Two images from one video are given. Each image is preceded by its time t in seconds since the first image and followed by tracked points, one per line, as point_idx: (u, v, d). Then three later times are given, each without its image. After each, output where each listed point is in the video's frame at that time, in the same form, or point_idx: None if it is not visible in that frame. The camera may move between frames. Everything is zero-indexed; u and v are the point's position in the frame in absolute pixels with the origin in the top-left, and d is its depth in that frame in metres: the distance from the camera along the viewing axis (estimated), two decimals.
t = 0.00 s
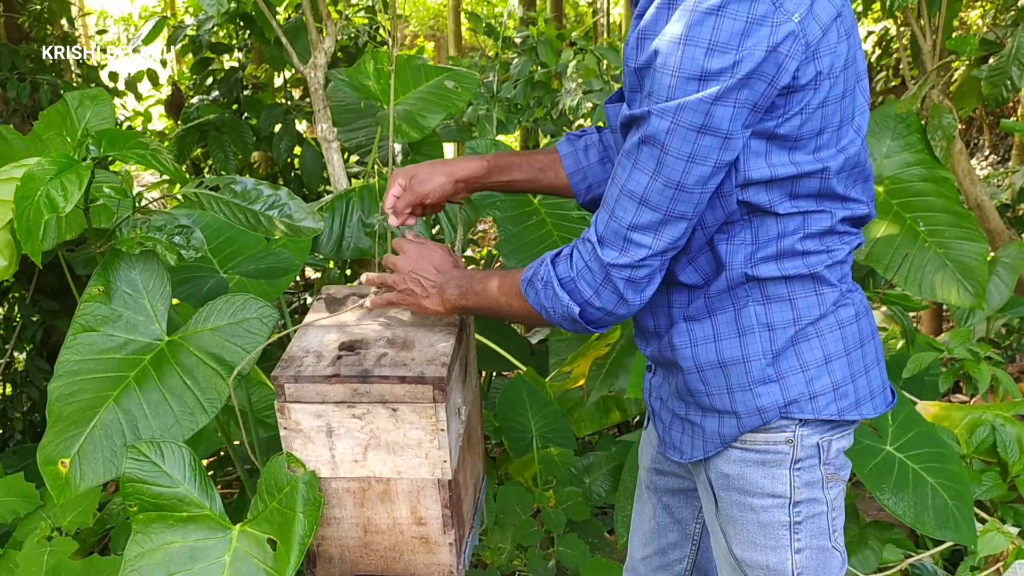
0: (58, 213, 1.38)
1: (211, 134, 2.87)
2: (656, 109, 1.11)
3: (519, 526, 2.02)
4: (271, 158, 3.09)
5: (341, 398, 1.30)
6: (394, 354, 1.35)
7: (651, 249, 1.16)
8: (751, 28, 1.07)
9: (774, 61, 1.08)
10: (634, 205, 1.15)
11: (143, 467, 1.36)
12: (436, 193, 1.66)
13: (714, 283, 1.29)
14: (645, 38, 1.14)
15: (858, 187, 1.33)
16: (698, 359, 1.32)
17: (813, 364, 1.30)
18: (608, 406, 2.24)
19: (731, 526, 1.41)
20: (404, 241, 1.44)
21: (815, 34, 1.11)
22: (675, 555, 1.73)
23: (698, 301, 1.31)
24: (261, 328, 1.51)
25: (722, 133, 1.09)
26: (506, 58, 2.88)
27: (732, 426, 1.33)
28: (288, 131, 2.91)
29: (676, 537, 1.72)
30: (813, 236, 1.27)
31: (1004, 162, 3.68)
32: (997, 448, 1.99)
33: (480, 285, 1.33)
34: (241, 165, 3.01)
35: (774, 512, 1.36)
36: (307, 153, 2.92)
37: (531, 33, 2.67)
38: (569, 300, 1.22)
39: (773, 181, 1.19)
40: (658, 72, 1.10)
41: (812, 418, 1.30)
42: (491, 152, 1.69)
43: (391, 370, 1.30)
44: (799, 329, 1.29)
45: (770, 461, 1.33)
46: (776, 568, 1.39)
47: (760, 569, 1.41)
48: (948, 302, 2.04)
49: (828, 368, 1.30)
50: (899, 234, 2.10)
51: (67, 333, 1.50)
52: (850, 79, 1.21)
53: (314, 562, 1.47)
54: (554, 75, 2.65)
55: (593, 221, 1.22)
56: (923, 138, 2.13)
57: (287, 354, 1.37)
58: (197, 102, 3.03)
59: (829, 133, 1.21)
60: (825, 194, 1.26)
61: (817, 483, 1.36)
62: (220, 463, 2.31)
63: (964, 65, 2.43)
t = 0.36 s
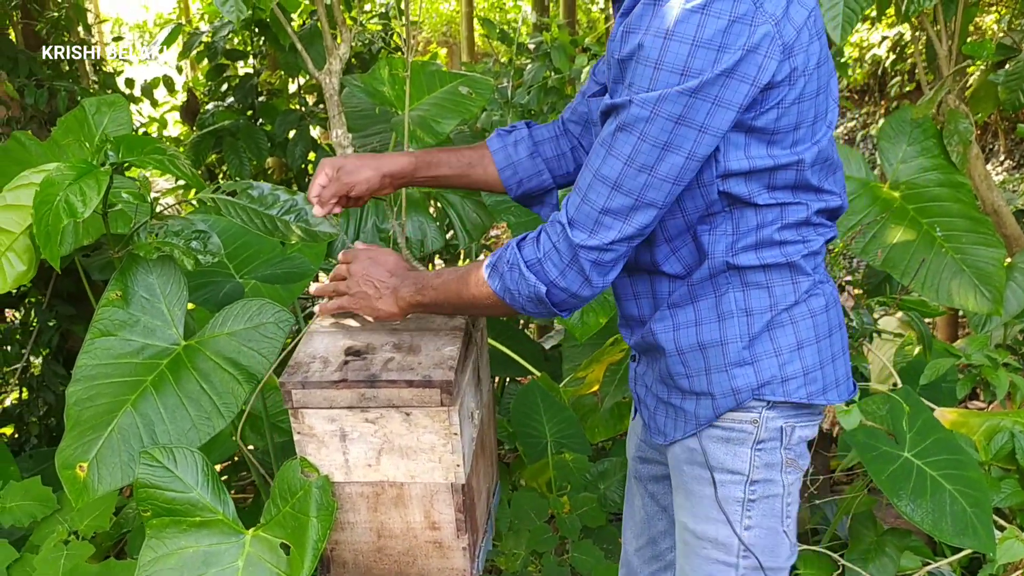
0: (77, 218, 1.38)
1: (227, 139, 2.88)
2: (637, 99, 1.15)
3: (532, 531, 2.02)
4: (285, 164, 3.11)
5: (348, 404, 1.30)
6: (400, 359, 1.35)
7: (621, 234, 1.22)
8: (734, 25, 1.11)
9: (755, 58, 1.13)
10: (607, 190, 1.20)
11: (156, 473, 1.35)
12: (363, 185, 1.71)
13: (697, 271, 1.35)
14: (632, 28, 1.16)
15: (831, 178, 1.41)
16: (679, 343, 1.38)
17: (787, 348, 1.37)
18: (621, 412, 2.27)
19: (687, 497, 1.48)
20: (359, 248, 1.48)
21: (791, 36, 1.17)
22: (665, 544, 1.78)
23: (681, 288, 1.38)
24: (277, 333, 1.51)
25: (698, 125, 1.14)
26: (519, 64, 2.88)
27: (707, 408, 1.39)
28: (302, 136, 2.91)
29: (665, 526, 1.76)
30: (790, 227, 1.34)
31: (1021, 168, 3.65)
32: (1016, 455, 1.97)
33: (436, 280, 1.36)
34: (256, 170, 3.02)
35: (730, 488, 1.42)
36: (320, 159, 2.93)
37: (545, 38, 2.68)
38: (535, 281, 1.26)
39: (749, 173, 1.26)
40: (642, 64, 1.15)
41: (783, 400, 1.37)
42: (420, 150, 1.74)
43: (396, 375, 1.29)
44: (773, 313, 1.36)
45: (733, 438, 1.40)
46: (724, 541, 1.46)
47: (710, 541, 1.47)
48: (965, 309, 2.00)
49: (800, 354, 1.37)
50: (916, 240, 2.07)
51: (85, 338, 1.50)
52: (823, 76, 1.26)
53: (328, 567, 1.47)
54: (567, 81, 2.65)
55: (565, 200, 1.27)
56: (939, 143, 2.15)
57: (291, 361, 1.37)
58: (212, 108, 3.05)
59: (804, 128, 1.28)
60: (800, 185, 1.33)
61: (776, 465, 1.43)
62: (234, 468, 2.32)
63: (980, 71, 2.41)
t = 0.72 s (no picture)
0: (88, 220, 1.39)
1: (237, 142, 2.89)
2: (646, 94, 1.14)
3: (544, 535, 2.01)
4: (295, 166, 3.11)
5: (353, 408, 1.29)
6: (405, 363, 1.33)
7: (632, 233, 1.21)
8: (742, 22, 1.12)
9: (760, 54, 1.14)
10: (620, 188, 1.18)
11: (174, 472, 1.36)
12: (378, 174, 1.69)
13: (695, 271, 1.34)
14: (640, 25, 1.15)
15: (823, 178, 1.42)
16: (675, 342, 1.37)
17: (780, 346, 1.37)
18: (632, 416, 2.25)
19: (651, 479, 1.46)
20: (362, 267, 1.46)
21: (793, 33, 1.18)
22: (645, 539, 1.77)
23: (677, 288, 1.37)
24: (288, 335, 1.52)
25: (705, 120, 1.14)
26: (529, 67, 2.88)
27: (699, 399, 1.38)
28: (312, 139, 2.92)
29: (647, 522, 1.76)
30: (787, 225, 1.35)
31: None
32: None
33: (438, 297, 1.33)
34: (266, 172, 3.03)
35: (697, 479, 1.41)
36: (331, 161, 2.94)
37: (555, 41, 2.67)
38: (546, 284, 1.24)
39: (748, 171, 1.27)
40: (649, 60, 1.13)
41: (774, 397, 1.36)
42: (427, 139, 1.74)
43: (401, 379, 1.28)
44: (774, 309, 1.35)
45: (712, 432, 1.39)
46: (676, 529, 1.43)
47: (659, 525, 1.44)
48: (977, 312, 2.00)
49: (792, 351, 1.38)
50: (928, 243, 2.07)
51: (96, 341, 1.51)
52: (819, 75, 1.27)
53: (341, 570, 1.46)
54: (577, 83, 2.64)
55: (573, 201, 1.25)
56: (952, 146, 2.12)
57: (297, 364, 1.36)
58: (222, 111, 3.05)
59: (801, 125, 1.28)
60: (796, 185, 1.34)
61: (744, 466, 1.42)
62: (244, 471, 2.31)
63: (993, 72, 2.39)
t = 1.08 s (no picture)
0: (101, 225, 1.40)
1: (249, 145, 2.90)
2: (644, 132, 1.11)
3: (555, 540, 2.01)
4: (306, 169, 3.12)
5: (364, 413, 1.29)
6: (416, 368, 1.33)
7: (638, 270, 1.18)
8: (738, 52, 1.06)
9: (759, 86, 1.09)
10: (622, 227, 1.16)
11: (186, 475, 1.36)
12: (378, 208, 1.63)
13: (685, 310, 1.32)
14: (633, 54, 1.10)
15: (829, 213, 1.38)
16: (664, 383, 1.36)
17: (769, 391, 1.36)
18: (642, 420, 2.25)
19: (655, 521, 1.47)
20: (368, 279, 1.42)
21: (794, 60, 1.13)
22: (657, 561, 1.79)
23: (667, 326, 1.34)
24: (299, 339, 1.54)
25: (708, 156, 1.10)
26: (541, 69, 2.87)
27: (689, 443, 1.38)
28: (324, 142, 2.93)
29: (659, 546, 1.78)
30: (782, 271, 1.32)
31: None
32: None
33: (454, 313, 1.32)
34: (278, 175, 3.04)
35: (699, 521, 1.42)
36: (342, 164, 2.94)
37: (566, 44, 2.67)
38: (556, 321, 1.23)
39: (748, 202, 1.24)
40: (647, 92, 1.09)
41: (764, 442, 1.37)
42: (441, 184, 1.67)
43: (412, 384, 1.28)
44: (762, 353, 1.34)
45: (707, 474, 1.40)
46: (689, 568, 1.45)
47: (672, 566, 1.46)
48: (992, 316, 1.98)
49: (781, 397, 1.37)
50: (941, 247, 2.05)
51: (109, 345, 1.51)
52: (821, 102, 1.23)
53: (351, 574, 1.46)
54: (589, 86, 2.64)
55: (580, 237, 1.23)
56: (966, 149, 2.11)
57: (308, 370, 1.36)
58: (234, 114, 3.06)
59: (803, 153, 1.24)
60: (800, 220, 1.31)
61: (744, 500, 1.43)
62: (255, 473, 2.32)
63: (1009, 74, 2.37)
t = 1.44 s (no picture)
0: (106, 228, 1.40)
1: (256, 148, 2.90)
2: (624, 157, 1.10)
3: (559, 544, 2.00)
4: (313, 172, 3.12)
5: (367, 416, 1.29)
6: (419, 372, 1.32)
7: (628, 297, 1.17)
8: (713, 72, 1.05)
9: (737, 107, 1.08)
10: (610, 255, 1.15)
11: (189, 479, 1.36)
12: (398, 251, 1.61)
13: (678, 338, 1.31)
14: (609, 77, 1.09)
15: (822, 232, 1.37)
16: (659, 412, 1.35)
17: (765, 419, 1.36)
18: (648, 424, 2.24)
19: (650, 544, 1.47)
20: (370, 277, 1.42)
21: (774, 78, 1.12)
22: None
23: (661, 353, 1.33)
24: (303, 342, 1.54)
25: (691, 181, 1.09)
26: (547, 72, 2.87)
27: (684, 473, 1.38)
28: (331, 145, 2.93)
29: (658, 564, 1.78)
30: (775, 295, 1.31)
31: None
32: None
33: (457, 316, 1.32)
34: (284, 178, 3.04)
35: (695, 546, 1.42)
36: (349, 167, 2.94)
37: (573, 46, 2.66)
38: (550, 345, 1.23)
39: (739, 224, 1.23)
40: (625, 117, 1.09)
41: (761, 469, 1.36)
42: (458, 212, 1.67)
43: (415, 388, 1.27)
44: (756, 379, 1.34)
45: (702, 499, 1.39)
46: None
47: None
48: (1001, 321, 1.95)
49: (778, 424, 1.37)
50: (949, 250, 2.03)
51: (114, 347, 1.52)
52: (807, 118, 1.22)
53: None
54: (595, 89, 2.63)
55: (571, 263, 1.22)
56: (975, 152, 2.08)
57: (311, 373, 1.36)
58: (241, 117, 3.07)
59: (790, 171, 1.24)
60: (792, 241, 1.30)
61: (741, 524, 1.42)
62: (260, 476, 2.32)
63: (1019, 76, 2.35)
